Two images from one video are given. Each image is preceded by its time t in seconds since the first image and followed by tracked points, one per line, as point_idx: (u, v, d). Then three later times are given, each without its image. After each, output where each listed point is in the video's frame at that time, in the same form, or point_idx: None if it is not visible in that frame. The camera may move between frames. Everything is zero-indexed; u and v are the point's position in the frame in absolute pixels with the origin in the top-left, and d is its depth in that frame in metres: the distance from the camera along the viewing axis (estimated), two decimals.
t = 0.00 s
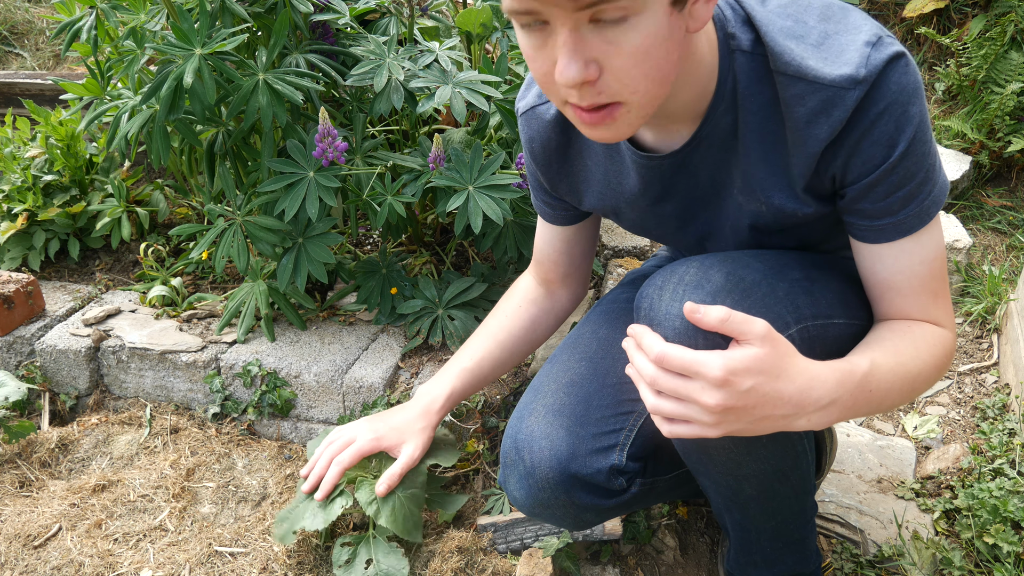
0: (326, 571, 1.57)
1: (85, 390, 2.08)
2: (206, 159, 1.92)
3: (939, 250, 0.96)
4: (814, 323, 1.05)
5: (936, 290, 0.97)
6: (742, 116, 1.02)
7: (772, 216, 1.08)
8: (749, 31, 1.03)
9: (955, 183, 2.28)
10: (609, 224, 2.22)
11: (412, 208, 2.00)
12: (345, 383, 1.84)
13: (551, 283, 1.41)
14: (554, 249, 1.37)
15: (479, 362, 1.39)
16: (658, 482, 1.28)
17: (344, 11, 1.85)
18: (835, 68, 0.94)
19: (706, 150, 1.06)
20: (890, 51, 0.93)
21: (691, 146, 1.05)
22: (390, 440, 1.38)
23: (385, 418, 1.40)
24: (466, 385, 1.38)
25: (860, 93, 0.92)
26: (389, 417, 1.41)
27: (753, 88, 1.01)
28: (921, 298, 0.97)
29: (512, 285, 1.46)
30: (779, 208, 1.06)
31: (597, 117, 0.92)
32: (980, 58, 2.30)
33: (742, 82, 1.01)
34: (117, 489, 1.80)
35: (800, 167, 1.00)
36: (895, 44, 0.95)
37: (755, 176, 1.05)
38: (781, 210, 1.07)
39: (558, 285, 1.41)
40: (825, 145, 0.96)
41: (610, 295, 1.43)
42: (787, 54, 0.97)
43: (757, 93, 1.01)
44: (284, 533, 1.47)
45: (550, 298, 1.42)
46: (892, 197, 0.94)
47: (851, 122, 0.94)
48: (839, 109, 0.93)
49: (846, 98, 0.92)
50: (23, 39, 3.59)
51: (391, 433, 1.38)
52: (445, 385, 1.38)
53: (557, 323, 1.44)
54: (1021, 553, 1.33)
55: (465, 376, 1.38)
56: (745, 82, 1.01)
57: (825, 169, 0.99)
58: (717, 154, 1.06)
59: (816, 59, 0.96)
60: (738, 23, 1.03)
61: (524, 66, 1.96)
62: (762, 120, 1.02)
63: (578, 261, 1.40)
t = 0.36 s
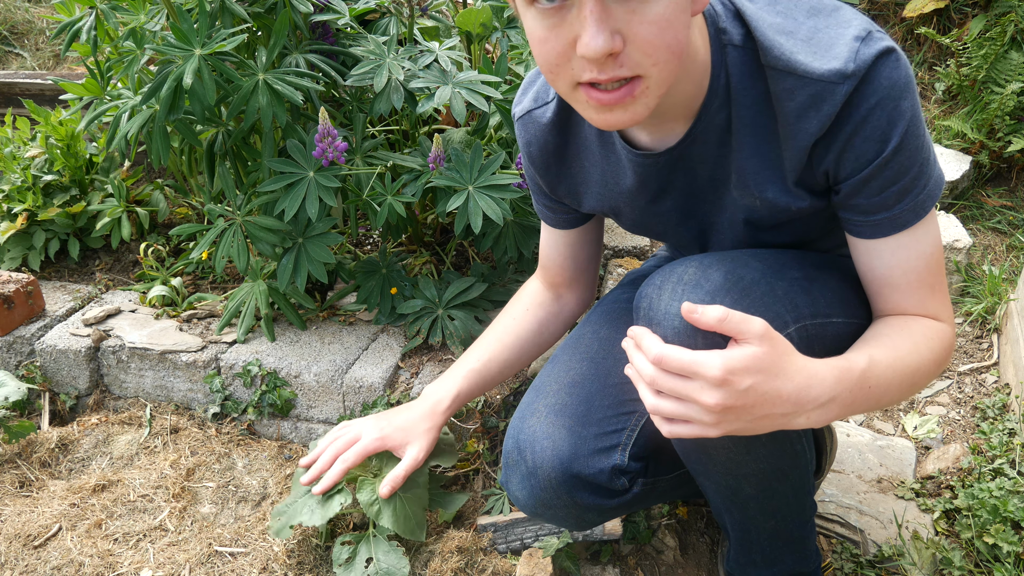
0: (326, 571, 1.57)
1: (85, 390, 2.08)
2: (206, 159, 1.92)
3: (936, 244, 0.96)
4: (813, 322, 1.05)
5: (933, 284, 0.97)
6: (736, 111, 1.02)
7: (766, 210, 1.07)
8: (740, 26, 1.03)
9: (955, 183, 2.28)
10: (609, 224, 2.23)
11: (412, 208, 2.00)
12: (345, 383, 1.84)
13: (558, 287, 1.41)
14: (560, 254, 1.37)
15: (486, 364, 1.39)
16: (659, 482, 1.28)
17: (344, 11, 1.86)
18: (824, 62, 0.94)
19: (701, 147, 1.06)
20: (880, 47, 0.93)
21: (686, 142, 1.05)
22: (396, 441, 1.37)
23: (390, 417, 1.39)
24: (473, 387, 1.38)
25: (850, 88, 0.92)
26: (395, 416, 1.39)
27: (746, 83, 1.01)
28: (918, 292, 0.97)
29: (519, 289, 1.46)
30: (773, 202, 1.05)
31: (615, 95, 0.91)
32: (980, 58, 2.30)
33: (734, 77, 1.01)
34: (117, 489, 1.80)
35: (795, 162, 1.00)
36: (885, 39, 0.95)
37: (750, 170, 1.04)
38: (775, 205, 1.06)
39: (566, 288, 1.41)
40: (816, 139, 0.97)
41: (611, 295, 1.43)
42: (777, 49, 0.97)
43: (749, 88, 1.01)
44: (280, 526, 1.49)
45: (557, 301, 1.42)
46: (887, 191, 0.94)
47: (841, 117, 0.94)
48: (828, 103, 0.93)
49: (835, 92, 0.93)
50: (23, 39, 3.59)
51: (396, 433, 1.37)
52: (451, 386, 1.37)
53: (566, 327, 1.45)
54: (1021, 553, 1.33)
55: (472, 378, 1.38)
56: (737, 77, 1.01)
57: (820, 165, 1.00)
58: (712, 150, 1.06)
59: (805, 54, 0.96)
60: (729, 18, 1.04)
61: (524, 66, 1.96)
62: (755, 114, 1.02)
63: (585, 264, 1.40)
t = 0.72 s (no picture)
0: (326, 571, 1.57)
1: (85, 390, 2.08)
2: (207, 159, 1.92)
3: (935, 237, 0.96)
4: (814, 323, 1.05)
5: (933, 276, 0.97)
6: (731, 106, 1.02)
7: (764, 206, 1.07)
8: (733, 20, 1.03)
9: (955, 184, 2.28)
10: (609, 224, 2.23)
11: (412, 208, 2.00)
12: (345, 383, 1.84)
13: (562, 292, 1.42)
14: (562, 260, 1.37)
15: (494, 371, 1.39)
16: (657, 483, 1.28)
17: (344, 11, 1.86)
18: (819, 52, 0.94)
19: (699, 143, 1.06)
20: (875, 36, 0.93)
21: (684, 139, 1.05)
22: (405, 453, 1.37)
23: (398, 430, 1.40)
24: (482, 393, 1.38)
25: (845, 77, 0.92)
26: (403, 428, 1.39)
27: (740, 78, 1.01)
28: (917, 285, 0.97)
29: (521, 294, 1.47)
30: (771, 196, 1.05)
31: (614, 87, 0.91)
32: (980, 58, 2.30)
33: (728, 72, 1.01)
34: (117, 489, 1.80)
35: (793, 156, 1.00)
36: (880, 29, 0.95)
37: (746, 165, 1.04)
38: (773, 199, 1.05)
39: (569, 292, 1.42)
40: (813, 130, 0.96)
41: (610, 296, 1.43)
42: (771, 41, 0.97)
43: (744, 82, 1.01)
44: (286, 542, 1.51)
45: (560, 306, 1.43)
46: (886, 181, 0.94)
47: (837, 107, 0.94)
48: (824, 94, 0.93)
49: (830, 82, 0.93)
50: (23, 39, 3.59)
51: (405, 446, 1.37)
52: (460, 394, 1.37)
53: (569, 330, 1.46)
54: (1021, 553, 1.33)
55: (481, 384, 1.38)
56: (732, 71, 1.01)
57: (818, 157, 0.99)
58: (710, 147, 1.06)
59: (799, 45, 0.96)
60: (722, 13, 1.04)
61: (524, 66, 1.96)
62: (751, 108, 1.02)
63: (588, 269, 1.40)
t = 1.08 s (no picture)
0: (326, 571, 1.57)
1: (85, 390, 2.08)
2: (206, 159, 1.92)
3: (936, 235, 0.96)
4: (816, 322, 1.05)
5: (934, 275, 0.97)
6: (730, 105, 1.02)
7: (764, 204, 1.07)
8: (731, 19, 1.03)
9: (955, 184, 2.28)
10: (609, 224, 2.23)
11: (412, 208, 2.00)
12: (345, 383, 1.84)
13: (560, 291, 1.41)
14: (561, 258, 1.37)
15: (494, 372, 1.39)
16: (658, 482, 1.28)
17: (344, 11, 1.86)
18: (816, 52, 0.94)
19: (698, 142, 1.06)
20: (872, 35, 0.93)
21: (684, 137, 1.05)
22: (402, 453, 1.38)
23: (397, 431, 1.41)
24: (480, 394, 1.38)
25: (842, 77, 0.92)
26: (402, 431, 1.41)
27: (739, 76, 1.01)
28: (919, 284, 0.97)
29: (521, 293, 1.47)
30: (770, 195, 1.05)
31: (608, 92, 0.91)
32: (980, 58, 2.30)
33: (727, 70, 1.01)
34: (117, 489, 1.80)
35: (792, 156, 1.00)
36: (877, 28, 0.95)
37: (745, 164, 1.04)
38: (773, 198, 1.05)
39: (567, 292, 1.41)
40: (811, 130, 0.97)
41: (610, 295, 1.43)
42: (768, 40, 0.97)
43: (742, 81, 1.01)
44: (282, 540, 1.49)
45: (559, 305, 1.42)
46: (885, 180, 0.94)
47: (835, 106, 0.94)
48: (822, 93, 0.93)
49: (827, 81, 0.93)
50: (23, 39, 3.59)
51: (402, 446, 1.38)
52: (457, 395, 1.37)
53: (568, 330, 1.45)
54: (1021, 553, 1.33)
55: (478, 385, 1.38)
56: (730, 70, 1.01)
57: (817, 157, 0.99)
58: (709, 145, 1.06)
59: (797, 44, 0.96)
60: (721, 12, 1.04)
61: (524, 66, 1.96)
62: (750, 107, 1.02)
63: (586, 268, 1.40)
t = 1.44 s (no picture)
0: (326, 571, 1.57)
1: (85, 390, 2.08)
2: (206, 159, 1.92)
3: (938, 237, 0.96)
4: (817, 322, 1.05)
5: (935, 276, 0.97)
6: (732, 103, 1.02)
7: (766, 204, 1.07)
8: (736, 18, 1.03)
9: (955, 183, 2.28)
10: (609, 224, 2.23)
11: (412, 208, 2.00)
12: (345, 383, 1.84)
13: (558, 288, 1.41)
14: (559, 255, 1.37)
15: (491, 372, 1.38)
16: (659, 482, 1.28)
17: (344, 11, 1.86)
18: (820, 51, 0.94)
19: (700, 141, 1.06)
20: (875, 36, 0.93)
21: (685, 134, 1.05)
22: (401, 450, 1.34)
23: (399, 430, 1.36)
24: (478, 394, 1.38)
25: (845, 76, 0.92)
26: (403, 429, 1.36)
27: (742, 75, 1.01)
28: (920, 286, 0.97)
29: (519, 292, 1.46)
30: (772, 195, 1.05)
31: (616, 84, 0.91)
32: (980, 58, 2.30)
33: (731, 68, 1.01)
34: (117, 489, 1.80)
35: (795, 156, 1.00)
36: (881, 29, 0.95)
37: (748, 163, 1.04)
38: (774, 197, 1.05)
39: (566, 290, 1.41)
40: (813, 130, 0.97)
41: (611, 295, 1.43)
42: (772, 39, 0.97)
43: (746, 79, 1.01)
44: (278, 532, 1.49)
45: (556, 305, 1.42)
46: (888, 182, 0.94)
47: (838, 106, 0.94)
48: (825, 93, 0.93)
49: (830, 81, 0.93)
50: (23, 39, 3.60)
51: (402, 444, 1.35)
52: (456, 395, 1.36)
53: (565, 327, 1.44)
54: (1021, 553, 1.33)
55: (477, 384, 1.38)
56: (733, 68, 1.01)
57: (819, 158, 0.99)
58: (711, 143, 1.06)
59: (800, 44, 0.96)
60: (724, 11, 1.03)
61: (524, 66, 1.96)
62: (753, 106, 1.02)
63: (584, 266, 1.40)
